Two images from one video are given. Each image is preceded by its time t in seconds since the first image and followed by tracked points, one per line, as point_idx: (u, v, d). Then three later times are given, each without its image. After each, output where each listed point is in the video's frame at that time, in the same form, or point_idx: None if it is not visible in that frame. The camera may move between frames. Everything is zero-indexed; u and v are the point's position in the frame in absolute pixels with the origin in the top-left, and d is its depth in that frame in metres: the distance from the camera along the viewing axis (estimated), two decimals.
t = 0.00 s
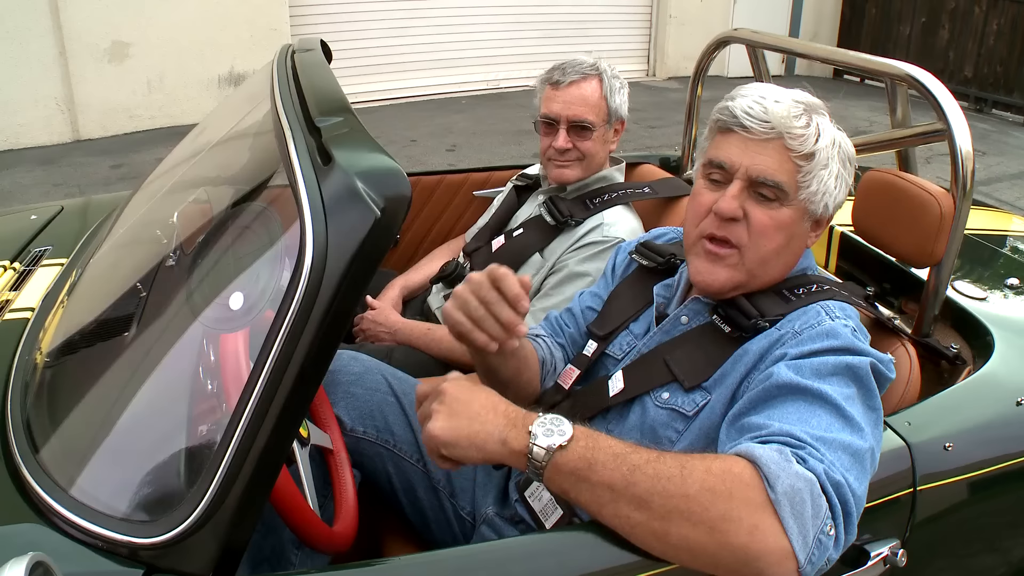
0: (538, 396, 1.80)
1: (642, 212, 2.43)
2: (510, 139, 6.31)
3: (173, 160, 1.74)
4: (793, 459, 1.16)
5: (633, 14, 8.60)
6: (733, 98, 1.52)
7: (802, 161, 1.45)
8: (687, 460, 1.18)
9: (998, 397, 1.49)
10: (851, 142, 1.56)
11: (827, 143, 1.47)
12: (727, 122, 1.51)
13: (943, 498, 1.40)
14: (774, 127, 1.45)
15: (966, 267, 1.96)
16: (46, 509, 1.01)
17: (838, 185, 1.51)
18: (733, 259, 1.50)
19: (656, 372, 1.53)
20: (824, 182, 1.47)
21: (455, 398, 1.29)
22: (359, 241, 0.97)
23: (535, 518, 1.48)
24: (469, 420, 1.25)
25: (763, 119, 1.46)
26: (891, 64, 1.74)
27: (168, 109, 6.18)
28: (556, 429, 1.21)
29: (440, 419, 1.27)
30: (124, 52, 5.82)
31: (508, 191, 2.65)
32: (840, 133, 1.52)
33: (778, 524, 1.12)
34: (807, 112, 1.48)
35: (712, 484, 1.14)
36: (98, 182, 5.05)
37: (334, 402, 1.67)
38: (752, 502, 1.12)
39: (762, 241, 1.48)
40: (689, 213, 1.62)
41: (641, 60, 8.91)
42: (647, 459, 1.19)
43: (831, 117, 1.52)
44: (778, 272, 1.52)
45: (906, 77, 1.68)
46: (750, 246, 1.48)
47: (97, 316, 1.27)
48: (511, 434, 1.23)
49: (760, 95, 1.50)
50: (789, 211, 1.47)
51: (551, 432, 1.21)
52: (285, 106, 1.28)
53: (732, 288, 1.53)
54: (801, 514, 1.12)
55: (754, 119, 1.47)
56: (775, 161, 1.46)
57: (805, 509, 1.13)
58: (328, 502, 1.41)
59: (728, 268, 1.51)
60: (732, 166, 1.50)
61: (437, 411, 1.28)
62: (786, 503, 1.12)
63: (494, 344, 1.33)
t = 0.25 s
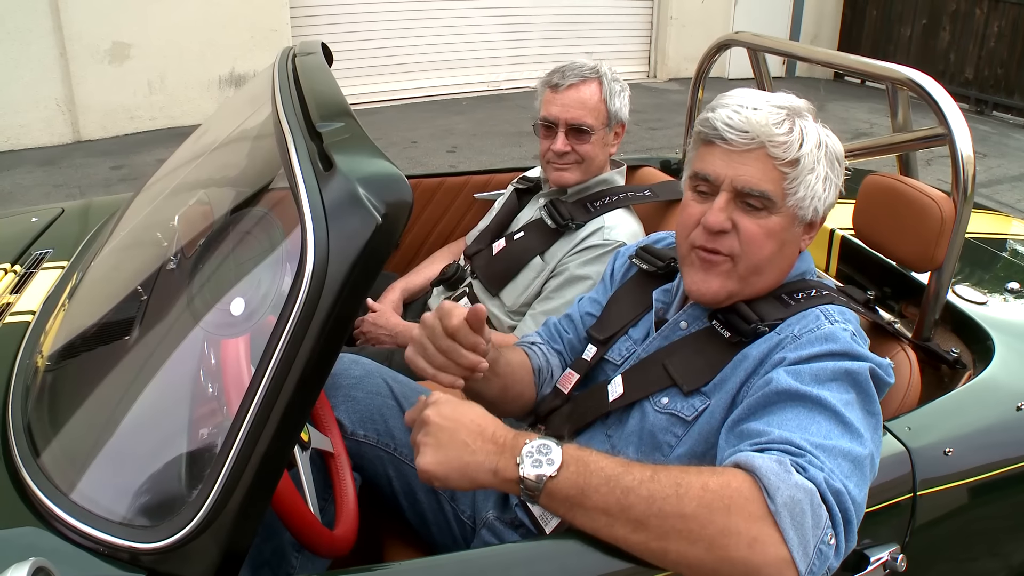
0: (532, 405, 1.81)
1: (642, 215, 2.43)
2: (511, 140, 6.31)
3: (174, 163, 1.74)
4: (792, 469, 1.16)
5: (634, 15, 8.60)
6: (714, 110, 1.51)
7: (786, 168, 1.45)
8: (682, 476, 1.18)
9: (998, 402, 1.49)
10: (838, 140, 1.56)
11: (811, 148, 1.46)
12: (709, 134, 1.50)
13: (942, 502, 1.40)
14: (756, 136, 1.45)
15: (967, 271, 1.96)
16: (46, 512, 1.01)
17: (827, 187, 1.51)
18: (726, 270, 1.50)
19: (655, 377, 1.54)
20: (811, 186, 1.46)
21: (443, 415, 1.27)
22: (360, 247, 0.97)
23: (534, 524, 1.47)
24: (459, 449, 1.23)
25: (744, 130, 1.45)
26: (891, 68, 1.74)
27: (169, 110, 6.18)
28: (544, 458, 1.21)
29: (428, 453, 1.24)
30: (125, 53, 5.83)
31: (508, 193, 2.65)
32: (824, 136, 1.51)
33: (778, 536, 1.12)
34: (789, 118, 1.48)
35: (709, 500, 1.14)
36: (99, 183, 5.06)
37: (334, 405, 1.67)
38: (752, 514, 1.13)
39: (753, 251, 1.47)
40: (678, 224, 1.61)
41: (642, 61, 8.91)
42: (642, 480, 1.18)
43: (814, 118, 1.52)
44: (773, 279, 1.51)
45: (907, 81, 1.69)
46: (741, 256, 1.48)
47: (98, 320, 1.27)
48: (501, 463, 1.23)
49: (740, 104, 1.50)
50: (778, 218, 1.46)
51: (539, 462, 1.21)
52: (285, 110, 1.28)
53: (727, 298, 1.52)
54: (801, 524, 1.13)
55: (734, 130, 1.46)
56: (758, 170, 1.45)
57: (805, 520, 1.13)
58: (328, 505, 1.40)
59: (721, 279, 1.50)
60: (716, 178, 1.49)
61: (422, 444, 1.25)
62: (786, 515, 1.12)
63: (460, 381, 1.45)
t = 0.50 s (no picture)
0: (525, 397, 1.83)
1: (641, 213, 2.43)
2: (509, 139, 6.31)
3: (173, 161, 1.74)
4: (789, 467, 1.16)
5: (632, 14, 8.60)
6: (719, 105, 1.52)
7: (790, 164, 1.45)
8: (679, 475, 1.18)
9: (996, 401, 1.50)
10: (842, 139, 1.56)
11: (815, 145, 1.46)
12: (714, 129, 1.50)
13: (940, 501, 1.41)
14: (760, 132, 1.45)
15: (965, 269, 1.96)
16: (44, 512, 1.01)
17: (830, 184, 1.51)
18: (728, 266, 1.50)
19: (654, 376, 1.54)
20: (815, 183, 1.46)
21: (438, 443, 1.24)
22: (359, 247, 0.97)
23: (534, 522, 1.47)
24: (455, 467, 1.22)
25: (749, 125, 1.45)
26: (889, 68, 1.74)
27: (167, 109, 6.18)
28: (542, 460, 1.21)
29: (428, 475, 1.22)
30: (123, 51, 5.82)
31: (507, 192, 2.64)
32: (828, 135, 1.51)
33: (776, 533, 1.12)
34: (793, 115, 1.48)
35: (706, 500, 1.14)
36: (97, 182, 5.06)
37: (333, 404, 1.67)
38: (749, 511, 1.13)
39: (755, 247, 1.47)
40: (682, 220, 1.61)
41: (640, 59, 8.91)
42: (639, 480, 1.18)
43: (818, 116, 1.52)
44: (774, 275, 1.51)
45: (905, 80, 1.69)
46: (743, 252, 1.48)
47: (97, 319, 1.27)
48: (497, 468, 1.22)
49: (746, 100, 1.50)
50: (781, 215, 1.46)
51: (536, 464, 1.20)
52: (284, 110, 1.28)
53: (728, 294, 1.52)
54: (798, 521, 1.13)
55: (739, 126, 1.46)
56: (763, 166, 1.45)
57: (802, 516, 1.13)
58: (326, 504, 1.41)
59: (724, 274, 1.50)
60: (721, 173, 1.49)
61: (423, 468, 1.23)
62: (783, 511, 1.12)
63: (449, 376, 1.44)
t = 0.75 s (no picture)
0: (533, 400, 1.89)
1: (637, 212, 2.43)
2: (505, 138, 6.31)
3: (167, 162, 1.73)
4: (783, 460, 1.15)
5: (628, 12, 8.60)
6: (696, 99, 1.53)
7: (768, 148, 1.46)
8: (671, 472, 1.19)
9: (992, 398, 1.50)
10: (821, 130, 1.57)
11: (793, 131, 1.48)
12: (692, 121, 1.52)
13: (937, 498, 1.41)
14: (737, 118, 1.46)
15: (961, 266, 1.96)
16: (41, 515, 1.01)
17: (811, 170, 1.51)
18: (714, 253, 1.49)
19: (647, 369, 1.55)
20: (795, 167, 1.47)
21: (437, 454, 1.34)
22: (354, 248, 0.97)
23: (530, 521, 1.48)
24: (451, 472, 1.31)
25: (726, 114, 1.47)
26: (883, 65, 1.74)
27: (163, 109, 6.16)
28: (535, 461, 1.25)
29: (428, 484, 1.33)
30: (118, 52, 5.80)
31: (502, 191, 2.64)
32: (806, 124, 1.53)
33: (771, 526, 1.12)
34: (770, 104, 1.50)
35: (700, 496, 1.15)
36: (93, 183, 5.05)
37: (329, 405, 1.69)
38: (742, 506, 1.13)
39: (739, 232, 1.47)
40: (667, 215, 1.61)
41: (636, 57, 8.91)
42: (632, 479, 1.20)
43: (795, 106, 1.53)
44: (760, 262, 1.51)
45: (899, 77, 1.69)
46: (727, 238, 1.48)
47: (91, 321, 1.26)
48: (492, 471, 1.28)
49: (722, 92, 1.52)
50: (763, 199, 1.47)
51: (531, 466, 1.25)
52: (278, 110, 1.28)
53: (716, 282, 1.52)
54: (793, 515, 1.13)
55: (716, 114, 1.48)
56: (741, 151, 1.46)
57: (797, 510, 1.13)
58: (324, 505, 1.45)
59: (709, 262, 1.50)
60: (701, 162, 1.50)
61: (422, 479, 1.34)
62: (778, 506, 1.13)
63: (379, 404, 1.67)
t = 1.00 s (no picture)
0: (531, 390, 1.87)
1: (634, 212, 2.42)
2: (504, 138, 6.30)
3: (164, 163, 1.73)
4: (783, 457, 1.16)
5: (626, 12, 8.60)
6: (675, 101, 1.54)
7: (749, 144, 1.46)
8: (680, 455, 1.18)
9: (991, 397, 1.50)
10: (801, 124, 1.57)
11: (772, 126, 1.48)
12: (671, 123, 1.52)
13: (935, 498, 1.41)
14: (715, 116, 1.47)
15: (959, 266, 1.96)
16: (35, 518, 1.00)
17: (794, 165, 1.51)
18: (702, 253, 1.49)
19: (646, 368, 1.53)
20: (777, 161, 1.47)
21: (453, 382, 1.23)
22: (348, 249, 0.97)
23: (528, 522, 1.47)
24: (465, 416, 1.21)
25: (704, 113, 1.48)
26: (881, 65, 1.74)
27: (161, 109, 6.15)
28: (550, 427, 1.19)
29: (437, 415, 1.21)
30: (116, 52, 5.80)
31: (500, 191, 2.64)
32: (786, 119, 1.53)
33: (770, 523, 1.12)
34: (747, 101, 1.50)
35: (705, 480, 1.13)
36: (91, 183, 5.04)
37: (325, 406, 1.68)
38: (745, 498, 1.12)
39: (726, 230, 1.47)
40: (654, 219, 1.61)
41: (635, 57, 8.90)
42: (643, 455, 1.18)
43: (773, 102, 1.54)
44: (749, 259, 1.51)
45: (897, 76, 1.68)
46: (715, 237, 1.48)
47: (87, 322, 1.26)
48: (508, 430, 1.20)
49: (700, 93, 1.53)
50: (747, 195, 1.47)
51: (545, 430, 1.19)
52: (272, 111, 1.27)
53: (706, 281, 1.51)
54: (792, 511, 1.13)
55: (694, 114, 1.48)
56: (722, 149, 1.46)
57: (796, 507, 1.13)
58: (320, 506, 1.41)
59: (698, 262, 1.50)
60: (683, 163, 1.50)
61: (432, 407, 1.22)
62: (777, 501, 1.12)
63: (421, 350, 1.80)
